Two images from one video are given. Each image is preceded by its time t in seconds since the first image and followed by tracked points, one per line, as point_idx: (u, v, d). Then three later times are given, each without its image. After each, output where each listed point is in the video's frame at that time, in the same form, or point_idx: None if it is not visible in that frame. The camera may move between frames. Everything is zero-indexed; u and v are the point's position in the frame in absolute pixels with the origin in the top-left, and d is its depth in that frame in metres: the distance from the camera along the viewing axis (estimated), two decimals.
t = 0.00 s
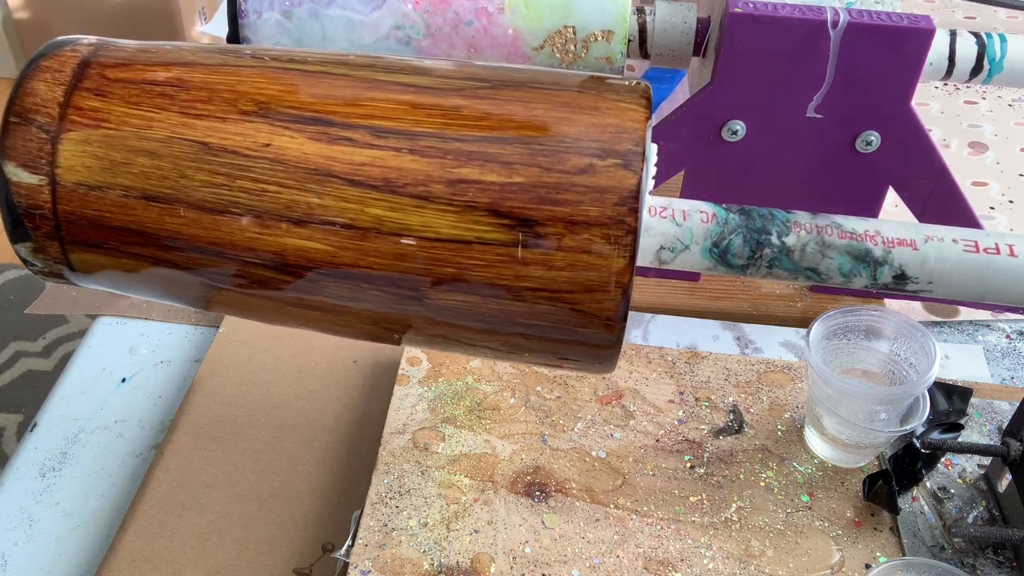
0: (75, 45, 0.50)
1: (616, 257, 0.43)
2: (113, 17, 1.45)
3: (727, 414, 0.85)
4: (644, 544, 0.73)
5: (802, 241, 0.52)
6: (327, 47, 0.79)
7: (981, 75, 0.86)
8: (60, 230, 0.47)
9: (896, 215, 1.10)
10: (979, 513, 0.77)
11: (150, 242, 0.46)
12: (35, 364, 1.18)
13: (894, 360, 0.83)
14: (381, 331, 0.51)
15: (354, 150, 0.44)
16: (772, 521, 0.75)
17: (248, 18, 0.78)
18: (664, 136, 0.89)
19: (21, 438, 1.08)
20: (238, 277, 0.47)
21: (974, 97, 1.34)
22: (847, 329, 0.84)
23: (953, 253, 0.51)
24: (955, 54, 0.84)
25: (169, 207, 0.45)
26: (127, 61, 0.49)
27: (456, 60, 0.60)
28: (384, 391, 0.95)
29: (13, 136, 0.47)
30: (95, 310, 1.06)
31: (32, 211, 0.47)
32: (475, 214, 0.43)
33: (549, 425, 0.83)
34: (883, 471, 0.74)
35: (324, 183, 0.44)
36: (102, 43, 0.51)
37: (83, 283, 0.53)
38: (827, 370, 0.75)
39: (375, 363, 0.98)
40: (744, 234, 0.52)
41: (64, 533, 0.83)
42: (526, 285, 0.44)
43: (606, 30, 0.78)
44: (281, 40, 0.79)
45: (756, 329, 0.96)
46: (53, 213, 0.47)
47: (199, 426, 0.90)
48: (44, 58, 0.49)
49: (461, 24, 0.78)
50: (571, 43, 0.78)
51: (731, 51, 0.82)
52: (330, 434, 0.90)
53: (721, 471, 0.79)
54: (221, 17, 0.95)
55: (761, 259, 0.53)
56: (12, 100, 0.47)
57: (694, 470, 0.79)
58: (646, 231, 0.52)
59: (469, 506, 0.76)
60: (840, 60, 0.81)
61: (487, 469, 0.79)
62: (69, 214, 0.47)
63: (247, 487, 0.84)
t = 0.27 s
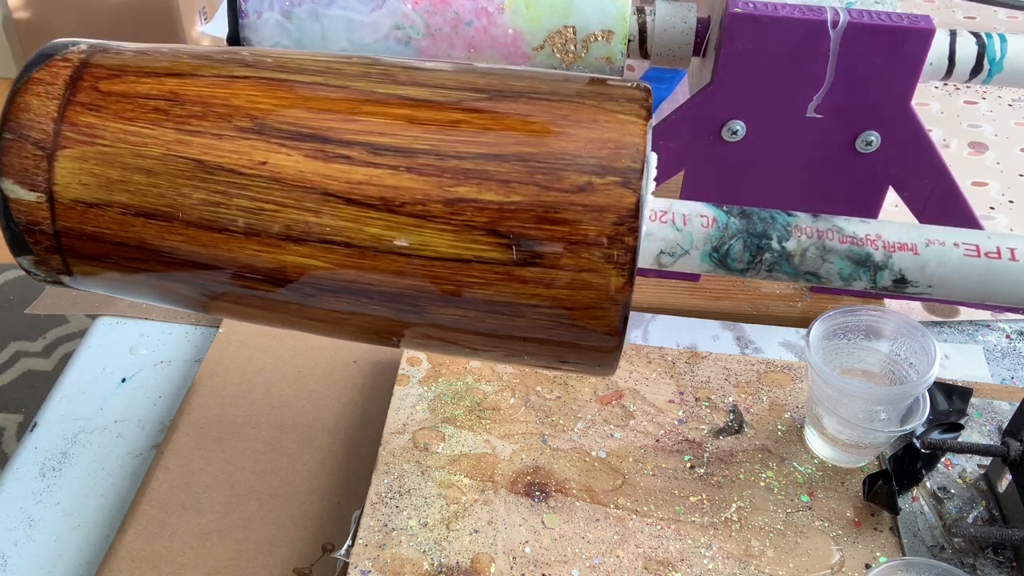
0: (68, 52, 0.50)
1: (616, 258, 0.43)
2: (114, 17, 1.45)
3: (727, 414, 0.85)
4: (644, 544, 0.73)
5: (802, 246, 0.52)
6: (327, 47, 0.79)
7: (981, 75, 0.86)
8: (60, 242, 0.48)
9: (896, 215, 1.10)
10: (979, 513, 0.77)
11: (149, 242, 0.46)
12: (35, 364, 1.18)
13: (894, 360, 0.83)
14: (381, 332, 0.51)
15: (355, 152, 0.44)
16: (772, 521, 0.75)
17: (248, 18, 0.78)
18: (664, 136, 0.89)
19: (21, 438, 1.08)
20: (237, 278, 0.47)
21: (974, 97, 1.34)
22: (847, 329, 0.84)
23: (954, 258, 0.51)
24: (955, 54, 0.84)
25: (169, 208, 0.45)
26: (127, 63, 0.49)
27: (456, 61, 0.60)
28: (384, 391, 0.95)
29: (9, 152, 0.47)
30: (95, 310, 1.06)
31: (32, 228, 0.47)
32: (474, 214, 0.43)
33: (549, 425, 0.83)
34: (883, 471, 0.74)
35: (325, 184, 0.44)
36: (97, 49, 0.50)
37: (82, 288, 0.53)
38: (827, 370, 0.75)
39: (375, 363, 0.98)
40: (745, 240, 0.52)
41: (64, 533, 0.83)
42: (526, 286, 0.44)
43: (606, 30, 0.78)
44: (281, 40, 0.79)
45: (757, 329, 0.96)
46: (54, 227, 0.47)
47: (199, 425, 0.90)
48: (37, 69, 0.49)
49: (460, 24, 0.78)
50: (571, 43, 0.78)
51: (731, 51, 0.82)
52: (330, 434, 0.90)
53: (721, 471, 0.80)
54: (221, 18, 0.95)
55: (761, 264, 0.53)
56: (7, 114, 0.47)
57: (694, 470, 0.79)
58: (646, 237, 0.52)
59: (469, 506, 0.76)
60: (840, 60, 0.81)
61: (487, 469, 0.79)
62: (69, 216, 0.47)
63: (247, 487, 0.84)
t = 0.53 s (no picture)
0: (61, 62, 0.49)
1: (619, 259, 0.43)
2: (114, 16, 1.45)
3: (727, 414, 0.85)
4: (644, 544, 0.73)
5: (801, 251, 0.51)
6: (328, 48, 0.79)
7: (981, 75, 0.86)
8: (59, 249, 0.48)
9: (896, 215, 1.10)
10: (979, 513, 0.77)
11: (150, 243, 0.46)
12: (34, 364, 1.18)
13: (894, 360, 0.83)
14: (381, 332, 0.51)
15: (357, 153, 0.44)
16: (772, 521, 0.75)
17: (248, 18, 0.78)
18: (664, 136, 0.89)
19: (21, 438, 1.08)
20: (237, 279, 0.47)
21: (974, 97, 1.34)
22: (847, 329, 0.84)
23: (953, 263, 0.50)
24: (955, 54, 0.84)
25: (170, 210, 0.45)
26: (129, 64, 0.49)
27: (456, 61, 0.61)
28: (384, 391, 0.95)
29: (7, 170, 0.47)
30: (95, 310, 1.06)
31: (34, 244, 0.48)
32: (476, 214, 0.43)
33: (549, 425, 0.83)
34: (883, 471, 0.74)
35: (327, 184, 0.44)
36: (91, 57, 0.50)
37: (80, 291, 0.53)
38: (827, 370, 0.75)
39: (375, 363, 0.98)
40: (743, 246, 0.51)
41: (64, 533, 0.83)
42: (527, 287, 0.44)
43: (606, 30, 0.78)
44: (281, 40, 0.79)
45: (757, 329, 0.96)
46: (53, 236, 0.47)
47: (199, 426, 0.90)
48: (31, 82, 0.48)
49: (460, 24, 0.78)
50: (571, 43, 0.78)
51: (731, 51, 0.82)
52: (330, 434, 0.90)
53: (721, 471, 0.79)
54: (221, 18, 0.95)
55: (760, 268, 0.52)
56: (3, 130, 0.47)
57: (694, 470, 0.79)
58: (646, 242, 0.52)
59: (469, 506, 0.76)
60: (840, 60, 0.81)
61: (487, 468, 0.79)
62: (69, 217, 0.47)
63: (247, 487, 0.84)
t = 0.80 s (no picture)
0: (55, 72, 0.49)
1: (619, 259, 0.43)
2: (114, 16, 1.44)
3: (727, 414, 0.85)
4: (644, 544, 0.73)
5: (800, 256, 0.51)
6: (328, 47, 0.79)
7: (981, 75, 0.86)
8: (61, 249, 0.48)
9: (896, 215, 1.10)
10: (979, 513, 0.77)
11: (150, 243, 0.46)
12: (34, 364, 1.18)
13: (894, 360, 0.83)
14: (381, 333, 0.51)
15: (357, 152, 0.44)
16: (772, 521, 0.75)
17: (248, 18, 0.78)
18: (664, 136, 0.89)
19: (21, 438, 1.08)
20: (236, 279, 0.47)
21: (974, 97, 1.34)
22: (847, 329, 0.84)
23: (952, 268, 0.50)
24: (955, 54, 0.84)
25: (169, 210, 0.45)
26: (128, 63, 0.49)
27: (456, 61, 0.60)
28: (384, 391, 0.95)
29: (8, 188, 0.47)
30: (95, 310, 1.06)
31: (39, 256, 0.49)
32: (476, 214, 0.43)
33: (549, 425, 0.83)
34: (883, 471, 0.74)
35: (326, 184, 0.44)
36: (86, 64, 0.50)
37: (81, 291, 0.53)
38: (827, 370, 0.75)
39: (375, 364, 0.98)
40: (742, 251, 0.51)
41: (64, 533, 0.82)
42: (527, 288, 0.44)
43: (606, 30, 0.78)
44: (281, 40, 0.79)
45: (757, 329, 0.96)
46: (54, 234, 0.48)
47: (199, 426, 0.90)
48: (27, 98, 0.48)
49: (460, 24, 0.78)
50: (571, 43, 0.78)
51: (731, 51, 0.82)
52: (330, 434, 0.90)
53: (721, 471, 0.79)
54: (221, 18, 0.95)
55: (758, 271, 0.53)
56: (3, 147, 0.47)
57: (694, 470, 0.79)
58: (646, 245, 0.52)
59: (469, 506, 0.76)
60: (840, 60, 0.81)
61: (487, 469, 0.79)
62: (70, 215, 0.47)
63: (247, 487, 0.84)
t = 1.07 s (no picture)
0: (49, 88, 0.48)
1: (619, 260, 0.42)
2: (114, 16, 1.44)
3: (727, 414, 0.85)
4: (644, 544, 0.73)
5: (798, 260, 0.51)
6: (328, 48, 0.79)
7: (981, 75, 0.86)
8: (61, 251, 0.48)
9: (896, 215, 1.10)
10: (979, 513, 0.77)
11: (147, 243, 0.46)
12: (34, 364, 1.18)
13: (894, 360, 0.83)
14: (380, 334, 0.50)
15: (356, 152, 0.44)
16: (772, 521, 0.75)
17: (248, 18, 0.78)
18: (664, 136, 0.89)
19: (21, 438, 1.08)
20: (234, 281, 0.46)
21: (974, 97, 1.34)
22: (847, 329, 0.84)
23: (950, 272, 0.50)
24: (955, 54, 0.84)
25: (167, 211, 0.45)
26: (127, 63, 0.49)
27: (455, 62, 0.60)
28: (384, 391, 0.95)
29: (10, 209, 0.47)
30: (95, 310, 1.06)
31: (46, 271, 0.50)
32: (475, 214, 0.43)
33: (549, 425, 0.83)
34: (883, 471, 0.74)
35: (325, 184, 0.44)
36: (80, 77, 0.49)
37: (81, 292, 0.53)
38: (827, 370, 0.75)
39: (375, 364, 0.98)
40: (740, 256, 0.52)
41: (64, 533, 0.82)
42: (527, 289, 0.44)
43: (606, 30, 0.78)
44: (281, 40, 0.79)
45: (757, 329, 0.96)
46: (54, 237, 0.47)
47: (199, 426, 0.90)
48: (21, 116, 0.47)
49: (461, 24, 0.78)
50: (571, 43, 0.78)
51: (731, 51, 0.82)
52: (330, 434, 0.90)
53: (721, 471, 0.79)
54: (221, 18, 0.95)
55: (756, 275, 0.53)
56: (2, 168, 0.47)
57: (694, 470, 0.79)
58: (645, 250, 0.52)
59: (469, 506, 0.76)
60: (840, 60, 0.81)
61: (487, 469, 0.79)
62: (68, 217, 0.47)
63: (247, 487, 0.84)
